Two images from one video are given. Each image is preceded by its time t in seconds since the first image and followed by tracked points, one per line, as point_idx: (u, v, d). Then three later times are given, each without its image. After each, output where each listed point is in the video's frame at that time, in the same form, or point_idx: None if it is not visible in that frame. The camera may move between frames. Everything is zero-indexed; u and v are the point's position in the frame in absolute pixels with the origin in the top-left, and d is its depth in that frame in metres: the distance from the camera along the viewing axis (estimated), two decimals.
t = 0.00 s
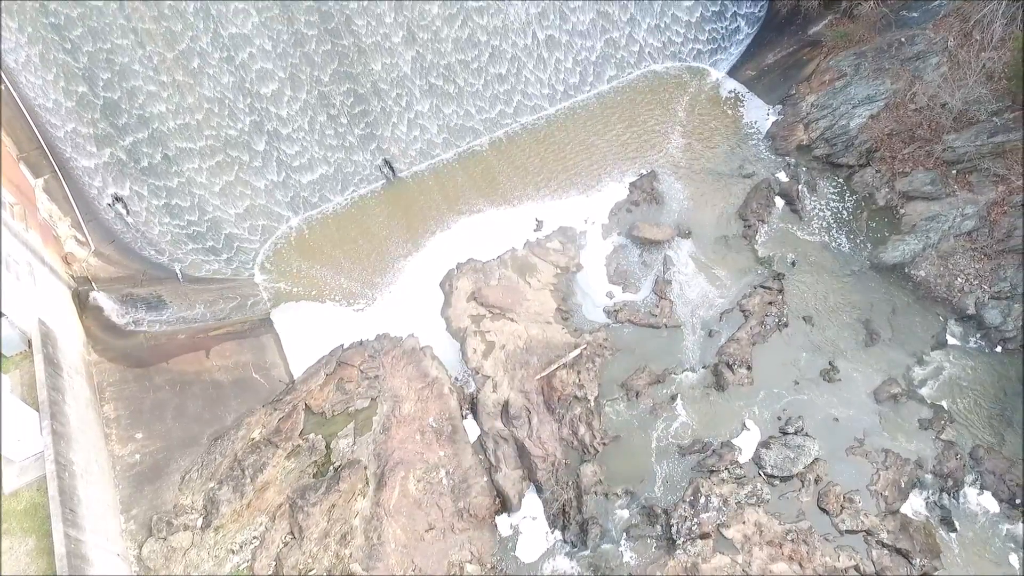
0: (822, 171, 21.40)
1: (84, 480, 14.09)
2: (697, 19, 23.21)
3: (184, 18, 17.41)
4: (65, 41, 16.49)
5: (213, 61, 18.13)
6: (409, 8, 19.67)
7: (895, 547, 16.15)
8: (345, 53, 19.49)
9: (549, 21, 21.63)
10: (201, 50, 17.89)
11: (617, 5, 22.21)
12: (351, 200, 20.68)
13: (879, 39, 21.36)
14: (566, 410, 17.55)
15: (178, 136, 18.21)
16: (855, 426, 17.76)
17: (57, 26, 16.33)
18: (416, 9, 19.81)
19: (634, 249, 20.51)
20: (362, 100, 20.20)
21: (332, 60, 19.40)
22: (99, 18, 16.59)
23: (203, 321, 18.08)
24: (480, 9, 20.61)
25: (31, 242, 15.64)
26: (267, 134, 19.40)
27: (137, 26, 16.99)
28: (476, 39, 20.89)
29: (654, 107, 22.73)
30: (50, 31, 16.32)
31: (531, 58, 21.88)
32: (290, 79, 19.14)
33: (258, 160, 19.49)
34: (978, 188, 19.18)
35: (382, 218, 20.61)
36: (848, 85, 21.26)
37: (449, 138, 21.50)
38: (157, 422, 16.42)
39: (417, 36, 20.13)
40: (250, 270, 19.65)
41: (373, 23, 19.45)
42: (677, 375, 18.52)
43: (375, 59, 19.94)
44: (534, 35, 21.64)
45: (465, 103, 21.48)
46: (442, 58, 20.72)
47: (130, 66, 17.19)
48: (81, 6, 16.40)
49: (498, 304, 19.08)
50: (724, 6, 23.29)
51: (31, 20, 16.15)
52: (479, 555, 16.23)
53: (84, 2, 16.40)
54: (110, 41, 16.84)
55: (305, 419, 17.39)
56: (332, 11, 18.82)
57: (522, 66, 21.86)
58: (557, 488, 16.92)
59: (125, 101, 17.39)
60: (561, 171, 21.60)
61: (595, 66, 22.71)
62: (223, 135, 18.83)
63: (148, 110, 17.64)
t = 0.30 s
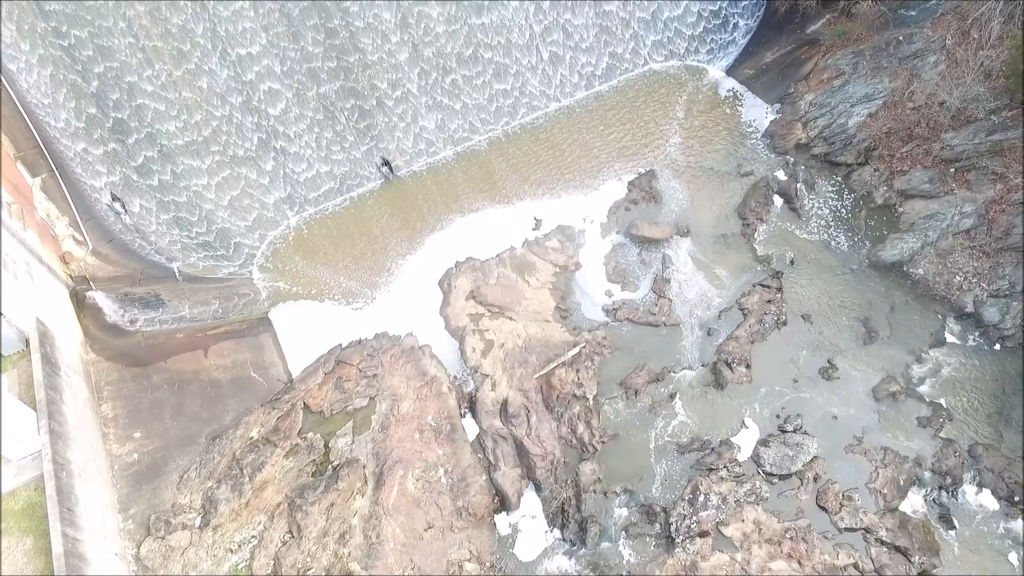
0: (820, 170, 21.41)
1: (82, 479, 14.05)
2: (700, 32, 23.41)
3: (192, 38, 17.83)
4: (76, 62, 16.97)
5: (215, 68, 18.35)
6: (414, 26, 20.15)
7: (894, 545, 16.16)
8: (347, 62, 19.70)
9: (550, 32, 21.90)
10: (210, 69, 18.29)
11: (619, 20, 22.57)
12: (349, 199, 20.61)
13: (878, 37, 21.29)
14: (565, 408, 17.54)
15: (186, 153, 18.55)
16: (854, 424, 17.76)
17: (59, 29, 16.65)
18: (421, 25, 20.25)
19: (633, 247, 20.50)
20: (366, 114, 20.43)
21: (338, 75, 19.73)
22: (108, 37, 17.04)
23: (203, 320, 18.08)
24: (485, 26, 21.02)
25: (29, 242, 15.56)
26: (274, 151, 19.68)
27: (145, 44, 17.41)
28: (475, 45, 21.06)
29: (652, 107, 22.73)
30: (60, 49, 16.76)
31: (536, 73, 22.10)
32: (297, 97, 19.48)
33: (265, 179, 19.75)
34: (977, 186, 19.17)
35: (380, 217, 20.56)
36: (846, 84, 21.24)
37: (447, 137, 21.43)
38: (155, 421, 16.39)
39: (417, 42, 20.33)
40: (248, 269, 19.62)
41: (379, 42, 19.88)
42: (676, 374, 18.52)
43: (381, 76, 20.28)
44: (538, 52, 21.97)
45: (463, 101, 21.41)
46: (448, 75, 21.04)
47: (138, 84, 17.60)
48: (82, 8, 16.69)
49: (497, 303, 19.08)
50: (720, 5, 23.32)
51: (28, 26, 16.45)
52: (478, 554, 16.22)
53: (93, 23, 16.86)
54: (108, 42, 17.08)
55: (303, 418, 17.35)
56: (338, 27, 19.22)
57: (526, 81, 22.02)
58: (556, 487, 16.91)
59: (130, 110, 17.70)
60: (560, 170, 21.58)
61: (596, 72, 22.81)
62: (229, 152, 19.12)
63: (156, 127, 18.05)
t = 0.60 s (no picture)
0: (819, 169, 21.47)
1: (81, 477, 14.05)
2: (699, 32, 23.25)
3: (200, 54, 17.93)
4: (85, 79, 17.00)
5: (213, 67, 18.17)
6: (418, 40, 20.15)
7: (893, 542, 16.19)
8: (346, 61, 19.54)
9: (551, 31, 21.70)
10: (212, 74, 18.23)
11: (622, 33, 22.54)
12: (349, 199, 20.54)
13: (876, 36, 21.31)
14: (564, 407, 17.54)
15: (195, 169, 18.64)
16: (854, 422, 17.78)
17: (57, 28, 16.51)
18: (422, 24, 20.03)
19: (632, 246, 20.50)
20: (366, 113, 20.31)
21: (342, 85, 19.72)
22: (109, 36, 16.93)
23: (200, 320, 18.01)
24: (487, 37, 20.94)
25: (28, 240, 15.55)
26: (279, 163, 19.68)
27: (154, 59, 17.48)
28: (473, 44, 20.86)
29: (652, 106, 22.66)
30: (68, 65, 16.80)
31: (538, 77, 21.99)
32: (301, 108, 19.52)
33: (267, 183, 19.68)
34: (976, 185, 19.16)
35: (380, 216, 20.53)
36: (845, 83, 21.24)
37: (446, 137, 21.31)
38: (154, 420, 16.37)
39: (417, 41, 20.13)
40: (247, 267, 19.58)
41: (385, 57, 19.95)
42: (676, 372, 18.53)
43: (382, 80, 20.19)
44: (544, 67, 21.99)
45: (461, 100, 21.25)
46: (453, 89, 21.07)
47: (146, 99, 17.65)
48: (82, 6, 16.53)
49: (497, 302, 19.08)
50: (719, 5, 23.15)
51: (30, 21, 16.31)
52: (477, 553, 16.25)
53: (93, 21, 16.71)
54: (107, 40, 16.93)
55: (303, 417, 17.32)
56: (343, 42, 19.27)
57: (527, 80, 21.85)
58: (556, 485, 16.92)
59: (130, 110, 17.57)
60: (559, 169, 21.55)
61: (595, 71, 22.65)
62: (237, 167, 19.20)
63: (162, 138, 18.06)
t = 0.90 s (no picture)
0: (818, 168, 21.52)
1: (81, 476, 14.04)
2: (699, 31, 23.29)
3: (206, 66, 18.21)
4: (93, 92, 17.30)
5: (213, 67, 18.29)
6: (425, 57, 20.50)
7: (893, 541, 16.20)
8: (345, 61, 19.58)
9: (550, 31, 21.77)
10: (212, 74, 18.33)
11: (626, 48, 22.82)
12: (348, 198, 20.58)
13: (875, 36, 21.29)
14: (564, 406, 17.56)
15: (204, 185, 19.04)
16: (853, 421, 17.80)
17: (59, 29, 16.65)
18: (422, 24, 20.08)
19: (632, 245, 20.52)
20: (365, 113, 20.32)
21: (346, 94, 19.92)
22: (110, 36, 17.07)
23: (194, 317, 17.81)
24: (486, 37, 20.99)
25: (28, 240, 15.56)
26: (279, 163, 19.76)
27: (149, 54, 17.54)
28: (473, 44, 20.91)
29: (651, 105, 22.71)
30: (77, 79, 17.10)
31: (537, 77, 22.07)
32: (301, 109, 19.57)
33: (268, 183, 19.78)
34: (975, 184, 19.21)
35: (379, 216, 20.55)
36: (844, 82, 21.25)
37: (446, 137, 21.35)
38: (154, 420, 16.37)
39: (416, 40, 20.19)
40: (246, 267, 19.61)
41: (391, 74, 20.28)
42: (675, 371, 18.55)
43: (382, 80, 20.23)
44: (547, 76, 22.18)
45: (461, 100, 21.31)
46: (456, 99, 21.23)
47: (152, 111, 17.95)
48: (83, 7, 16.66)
49: (496, 301, 19.08)
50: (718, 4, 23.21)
51: (37, 34, 16.55)
52: (477, 551, 16.26)
53: (94, 22, 16.85)
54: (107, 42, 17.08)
55: (302, 416, 17.31)
56: (344, 42, 19.36)
57: (526, 80, 21.91)
58: (556, 484, 16.94)
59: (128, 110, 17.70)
60: (558, 168, 21.58)
61: (595, 70, 22.69)
62: (238, 171, 19.35)
63: (161, 137, 18.22)
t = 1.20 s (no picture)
0: (817, 167, 21.53)
1: (80, 476, 14.04)
2: (699, 31, 23.33)
3: (205, 64, 18.18)
4: (91, 89, 17.26)
5: (212, 66, 18.26)
6: (424, 57, 20.52)
7: (893, 539, 16.22)
8: (344, 61, 19.59)
9: (549, 30, 21.77)
10: (212, 74, 18.31)
11: (626, 48, 22.85)
12: (348, 198, 20.57)
13: (874, 35, 21.28)
14: (563, 406, 17.58)
15: (212, 197, 19.13)
16: (853, 420, 17.82)
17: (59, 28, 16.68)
18: (421, 23, 20.12)
19: (632, 245, 20.54)
20: (365, 112, 20.33)
21: (347, 97, 19.98)
22: (107, 35, 17.08)
23: (197, 317, 17.80)
24: (485, 37, 21.00)
25: (27, 240, 15.59)
26: (278, 161, 19.72)
27: (145, 48, 17.46)
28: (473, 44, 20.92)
29: (650, 104, 22.71)
30: (75, 76, 17.07)
31: (537, 77, 22.05)
32: (300, 108, 19.54)
33: (264, 182, 19.66)
34: (974, 184, 19.24)
35: (380, 215, 20.56)
36: (843, 81, 21.26)
37: (446, 136, 21.35)
38: (154, 419, 16.37)
39: (416, 40, 20.23)
40: (245, 266, 19.60)
41: (393, 78, 20.37)
42: (675, 370, 18.57)
43: (381, 80, 20.24)
44: (547, 76, 22.15)
45: (460, 99, 21.31)
46: (455, 99, 21.25)
47: (151, 108, 17.89)
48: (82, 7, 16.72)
49: (496, 300, 19.07)
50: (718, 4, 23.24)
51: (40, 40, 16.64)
52: (477, 551, 16.27)
53: (93, 21, 16.87)
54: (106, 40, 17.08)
55: (301, 416, 17.30)
56: (343, 41, 19.38)
57: (525, 79, 21.89)
58: (555, 483, 16.96)
59: (127, 110, 17.69)
60: (558, 168, 21.57)
61: (594, 70, 22.69)
62: (238, 171, 19.31)
63: (160, 137, 18.16)
